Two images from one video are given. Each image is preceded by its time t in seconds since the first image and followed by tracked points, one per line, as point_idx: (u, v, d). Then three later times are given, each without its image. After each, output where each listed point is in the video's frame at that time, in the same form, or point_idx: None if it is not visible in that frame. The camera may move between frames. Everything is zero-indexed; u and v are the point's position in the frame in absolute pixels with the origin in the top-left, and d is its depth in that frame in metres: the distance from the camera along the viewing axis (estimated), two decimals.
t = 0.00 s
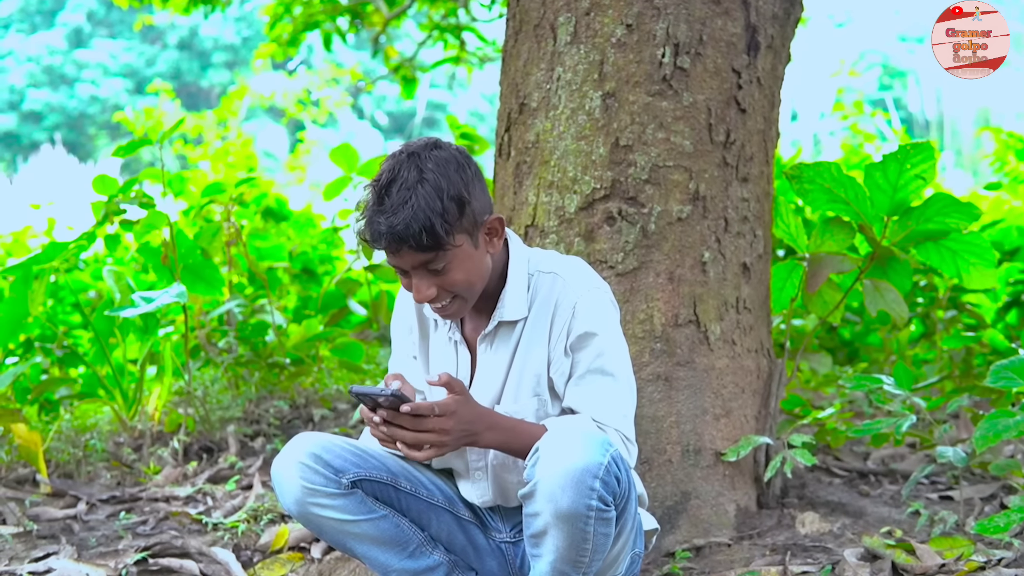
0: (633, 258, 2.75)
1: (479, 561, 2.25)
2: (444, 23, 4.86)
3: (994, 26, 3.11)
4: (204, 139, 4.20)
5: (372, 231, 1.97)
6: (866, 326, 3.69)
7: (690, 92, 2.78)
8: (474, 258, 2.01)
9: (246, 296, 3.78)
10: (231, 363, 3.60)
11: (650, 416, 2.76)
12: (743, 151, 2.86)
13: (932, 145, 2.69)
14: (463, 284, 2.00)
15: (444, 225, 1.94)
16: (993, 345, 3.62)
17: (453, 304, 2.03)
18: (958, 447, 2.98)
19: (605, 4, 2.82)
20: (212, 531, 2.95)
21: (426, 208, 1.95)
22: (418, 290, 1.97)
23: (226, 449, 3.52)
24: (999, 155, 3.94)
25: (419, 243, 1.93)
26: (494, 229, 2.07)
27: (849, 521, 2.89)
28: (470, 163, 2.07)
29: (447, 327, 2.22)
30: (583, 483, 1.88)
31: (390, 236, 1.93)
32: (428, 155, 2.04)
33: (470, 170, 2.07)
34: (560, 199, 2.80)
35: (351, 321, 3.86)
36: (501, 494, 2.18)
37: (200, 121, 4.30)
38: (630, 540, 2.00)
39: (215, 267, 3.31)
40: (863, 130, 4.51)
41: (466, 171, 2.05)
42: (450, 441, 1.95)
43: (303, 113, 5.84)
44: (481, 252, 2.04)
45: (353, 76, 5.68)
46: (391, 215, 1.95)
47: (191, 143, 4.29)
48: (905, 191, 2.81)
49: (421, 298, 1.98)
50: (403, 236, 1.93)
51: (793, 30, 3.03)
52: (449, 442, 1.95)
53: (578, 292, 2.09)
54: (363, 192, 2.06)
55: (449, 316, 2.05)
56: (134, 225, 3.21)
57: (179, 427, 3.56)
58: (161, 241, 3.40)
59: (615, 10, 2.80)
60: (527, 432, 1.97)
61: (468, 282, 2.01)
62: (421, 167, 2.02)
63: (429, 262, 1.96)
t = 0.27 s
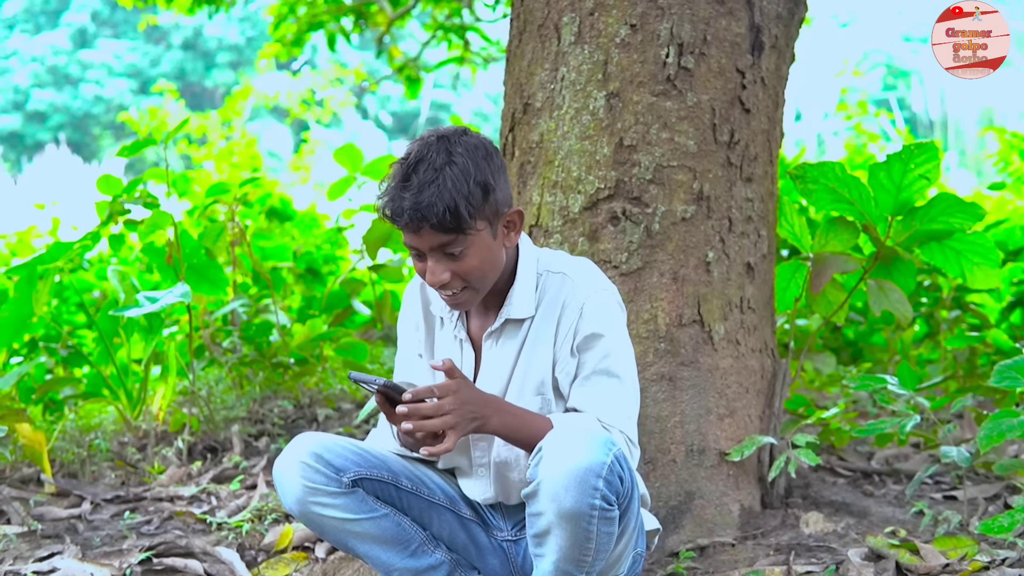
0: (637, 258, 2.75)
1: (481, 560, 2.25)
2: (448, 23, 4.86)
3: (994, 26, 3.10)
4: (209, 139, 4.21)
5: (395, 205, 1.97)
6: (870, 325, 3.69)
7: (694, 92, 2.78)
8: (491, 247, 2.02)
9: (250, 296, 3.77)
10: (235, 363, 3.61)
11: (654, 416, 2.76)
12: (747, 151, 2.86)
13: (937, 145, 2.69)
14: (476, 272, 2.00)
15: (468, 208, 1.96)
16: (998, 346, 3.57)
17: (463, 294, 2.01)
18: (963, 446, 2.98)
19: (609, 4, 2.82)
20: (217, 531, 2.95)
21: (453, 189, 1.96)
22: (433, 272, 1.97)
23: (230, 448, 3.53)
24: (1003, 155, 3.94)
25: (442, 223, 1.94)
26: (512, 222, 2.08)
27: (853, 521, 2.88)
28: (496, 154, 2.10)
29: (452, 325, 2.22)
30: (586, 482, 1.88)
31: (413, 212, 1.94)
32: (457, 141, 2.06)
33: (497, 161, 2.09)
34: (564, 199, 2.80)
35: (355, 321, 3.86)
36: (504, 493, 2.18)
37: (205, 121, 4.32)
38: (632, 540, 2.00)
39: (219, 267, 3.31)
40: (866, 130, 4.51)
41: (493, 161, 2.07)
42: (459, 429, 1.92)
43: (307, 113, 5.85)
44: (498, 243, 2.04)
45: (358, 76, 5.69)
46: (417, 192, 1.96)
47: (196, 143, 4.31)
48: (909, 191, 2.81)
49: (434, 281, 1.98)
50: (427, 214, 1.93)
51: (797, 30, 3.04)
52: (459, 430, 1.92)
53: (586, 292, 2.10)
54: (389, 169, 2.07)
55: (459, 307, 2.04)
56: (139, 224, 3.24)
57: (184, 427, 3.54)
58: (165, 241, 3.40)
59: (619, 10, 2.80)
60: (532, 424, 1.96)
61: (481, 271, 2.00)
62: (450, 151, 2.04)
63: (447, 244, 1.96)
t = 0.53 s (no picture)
0: (640, 258, 2.75)
1: (485, 559, 2.25)
2: (452, 23, 4.87)
3: (994, 26, 3.10)
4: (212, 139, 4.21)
5: (395, 195, 2.00)
6: (873, 325, 3.70)
7: (697, 92, 2.79)
8: (487, 250, 2.01)
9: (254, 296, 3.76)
10: (237, 364, 3.63)
11: (657, 416, 2.76)
12: (750, 151, 2.86)
13: (940, 145, 2.69)
14: (469, 272, 1.99)
15: (465, 208, 1.97)
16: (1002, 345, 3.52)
17: (455, 291, 2.02)
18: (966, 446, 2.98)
19: (612, 4, 2.82)
20: (220, 530, 2.95)
21: (453, 186, 1.97)
22: (424, 266, 1.97)
23: (233, 448, 3.54)
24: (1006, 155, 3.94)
25: (437, 219, 1.95)
26: (513, 229, 2.07)
27: (856, 520, 2.88)
28: (506, 159, 2.10)
29: (454, 328, 2.22)
30: (593, 480, 1.88)
31: (411, 203, 1.97)
32: (470, 141, 2.07)
33: (507, 166, 2.09)
34: (567, 199, 2.80)
35: (358, 322, 3.81)
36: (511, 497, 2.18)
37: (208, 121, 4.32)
38: (638, 540, 2.00)
39: (223, 267, 3.31)
40: (869, 129, 4.52)
41: (501, 165, 2.07)
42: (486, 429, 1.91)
43: (310, 113, 5.86)
44: (495, 246, 2.03)
45: (361, 76, 5.70)
46: (418, 184, 1.99)
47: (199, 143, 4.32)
48: (913, 191, 2.80)
49: (425, 276, 1.98)
50: (423, 207, 1.96)
51: (800, 30, 3.04)
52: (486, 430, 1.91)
53: (596, 295, 2.10)
54: (400, 158, 2.10)
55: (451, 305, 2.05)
56: (142, 225, 3.24)
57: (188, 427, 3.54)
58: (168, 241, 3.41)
59: (622, 9, 2.80)
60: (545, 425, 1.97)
61: (474, 271, 2.00)
62: (460, 149, 2.05)
63: (441, 241, 1.97)
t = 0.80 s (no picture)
0: (642, 258, 2.75)
1: (488, 561, 2.25)
2: (454, 24, 4.87)
3: (994, 26, 3.10)
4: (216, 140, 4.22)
5: (397, 213, 1.98)
6: (876, 326, 3.70)
7: (699, 92, 2.79)
8: (490, 259, 2.02)
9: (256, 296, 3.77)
10: (241, 363, 3.62)
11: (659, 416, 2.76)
12: (753, 151, 2.86)
13: (942, 144, 2.68)
14: (475, 282, 2.01)
15: (469, 221, 1.96)
16: (1005, 345, 3.51)
17: (462, 300, 2.03)
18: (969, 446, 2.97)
19: (614, 4, 2.82)
20: (222, 530, 2.95)
21: (454, 200, 1.96)
22: (430, 280, 1.98)
23: (236, 448, 3.54)
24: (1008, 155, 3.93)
25: (440, 235, 1.94)
26: (515, 234, 2.07)
27: (859, 521, 2.88)
28: (502, 165, 2.09)
29: (450, 334, 2.21)
30: (593, 482, 1.87)
31: (412, 222, 1.95)
32: (465, 151, 2.05)
33: (503, 172, 2.08)
34: (569, 198, 2.80)
35: (362, 321, 3.76)
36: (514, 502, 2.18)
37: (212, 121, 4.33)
38: (639, 540, 2.00)
39: (225, 267, 3.32)
40: (872, 129, 4.52)
41: (498, 172, 2.06)
42: (483, 456, 1.94)
43: (314, 114, 5.87)
44: (498, 254, 2.04)
45: (365, 76, 5.70)
46: (418, 201, 1.97)
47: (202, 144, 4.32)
48: (915, 191, 2.80)
49: (432, 290, 1.99)
50: (426, 224, 1.94)
51: (802, 30, 3.04)
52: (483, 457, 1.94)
53: (599, 302, 2.10)
54: (396, 174, 2.07)
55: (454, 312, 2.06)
56: (145, 224, 3.23)
57: (191, 427, 3.59)
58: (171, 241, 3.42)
59: (624, 9, 2.81)
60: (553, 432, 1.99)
61: (481, 280, 2.01)
62: (456, 160, 2.03)
63: (446, 255, 1.97)
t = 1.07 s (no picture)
0: (644, 258, 2.75)
1: (489, 560, 2.25)
2: (457, 24, 4.88)
3: (994, 26, 3.10)
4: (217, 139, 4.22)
5: (393, 180, 2.01)
6: (878, 326, 3.70)
7: (701, 92, 2.78)
8: (475, 249, 2.01)
9: (258, 296, 3.81)
10: (243, 363, 3.64)
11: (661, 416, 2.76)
12: (755, 151, 2.85)
13: (945, 144, 2.68)
14: (453, 269, 1.99)
15: (458, 202, 1.97)
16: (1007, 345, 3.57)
17: (438, 289, 2.01)
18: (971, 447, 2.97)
19: (616, 4, 2.82)
20: (223, 531, 2.95)
21: (449, 179, 1.98)
22: (409, 256, 1.98)
23: (237, 448, 3.54)
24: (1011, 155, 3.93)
25: (427, 208, 1.97)
26: (504, 234, 2.07)
27: (861, 521, 2.88)
28: (506, 165, 2.10)
29: (453, 343, 2.18)
30: (590, 479, 1.87)
31: (405, 189, 1.98)
32: (473, 141, 2.08)
33: (506, 170, 2.10)
34: (571, 198, 2.80)
35: (363, 321, 3.76)
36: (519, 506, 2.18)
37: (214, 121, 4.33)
38: (638, 539, 2.00)
39: (227, 267, 3.32)
40: (875, 130, 4.51)
41: (501, 169, 2.08)
42: (520, 471, 2.01)
43: (316, 114, 5.88)
44: (483, 248, 2.03)
45: (367, 76, 5.71)
46: (415, 173, 2.00)
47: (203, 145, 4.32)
48: (917, 191, 2.80)
49: (408, 267, 1.99)
50: (416, 194, 1.97)
51: (804, 30, 3.04)
52: (520, 474, 2.01)
53: (609, 305, 2.11)
54: (403, 147, 2.11)
55: (432, 303, 2.03)
56: (146, 225, 3.23)
57: (192, 427, 3.60)
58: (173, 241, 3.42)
59: (626, 9, 2.81)
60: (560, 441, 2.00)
61: (459, 268, 1.99)
62: (462, 146, 2.06)
63: (430, 232, 1.98)
